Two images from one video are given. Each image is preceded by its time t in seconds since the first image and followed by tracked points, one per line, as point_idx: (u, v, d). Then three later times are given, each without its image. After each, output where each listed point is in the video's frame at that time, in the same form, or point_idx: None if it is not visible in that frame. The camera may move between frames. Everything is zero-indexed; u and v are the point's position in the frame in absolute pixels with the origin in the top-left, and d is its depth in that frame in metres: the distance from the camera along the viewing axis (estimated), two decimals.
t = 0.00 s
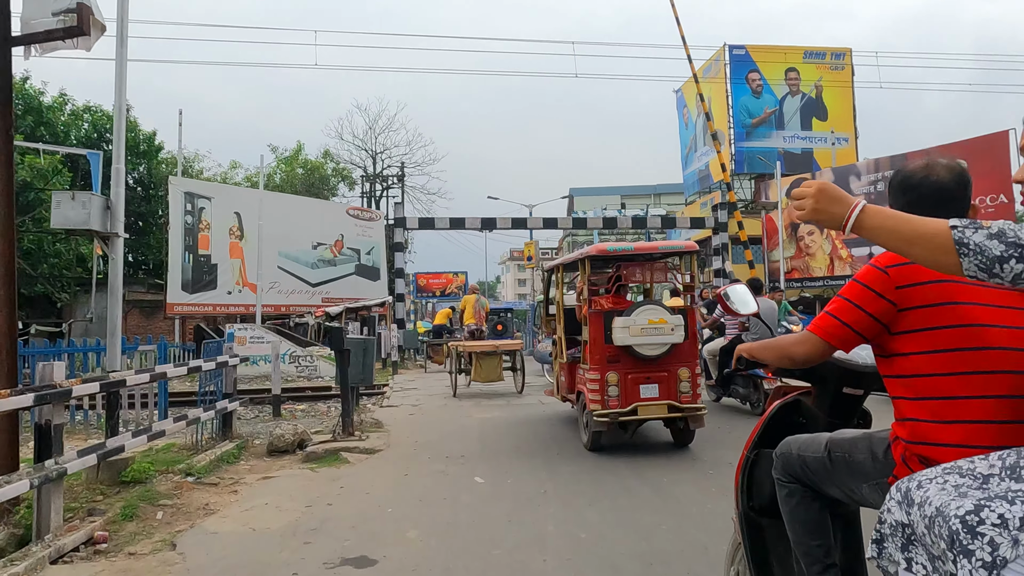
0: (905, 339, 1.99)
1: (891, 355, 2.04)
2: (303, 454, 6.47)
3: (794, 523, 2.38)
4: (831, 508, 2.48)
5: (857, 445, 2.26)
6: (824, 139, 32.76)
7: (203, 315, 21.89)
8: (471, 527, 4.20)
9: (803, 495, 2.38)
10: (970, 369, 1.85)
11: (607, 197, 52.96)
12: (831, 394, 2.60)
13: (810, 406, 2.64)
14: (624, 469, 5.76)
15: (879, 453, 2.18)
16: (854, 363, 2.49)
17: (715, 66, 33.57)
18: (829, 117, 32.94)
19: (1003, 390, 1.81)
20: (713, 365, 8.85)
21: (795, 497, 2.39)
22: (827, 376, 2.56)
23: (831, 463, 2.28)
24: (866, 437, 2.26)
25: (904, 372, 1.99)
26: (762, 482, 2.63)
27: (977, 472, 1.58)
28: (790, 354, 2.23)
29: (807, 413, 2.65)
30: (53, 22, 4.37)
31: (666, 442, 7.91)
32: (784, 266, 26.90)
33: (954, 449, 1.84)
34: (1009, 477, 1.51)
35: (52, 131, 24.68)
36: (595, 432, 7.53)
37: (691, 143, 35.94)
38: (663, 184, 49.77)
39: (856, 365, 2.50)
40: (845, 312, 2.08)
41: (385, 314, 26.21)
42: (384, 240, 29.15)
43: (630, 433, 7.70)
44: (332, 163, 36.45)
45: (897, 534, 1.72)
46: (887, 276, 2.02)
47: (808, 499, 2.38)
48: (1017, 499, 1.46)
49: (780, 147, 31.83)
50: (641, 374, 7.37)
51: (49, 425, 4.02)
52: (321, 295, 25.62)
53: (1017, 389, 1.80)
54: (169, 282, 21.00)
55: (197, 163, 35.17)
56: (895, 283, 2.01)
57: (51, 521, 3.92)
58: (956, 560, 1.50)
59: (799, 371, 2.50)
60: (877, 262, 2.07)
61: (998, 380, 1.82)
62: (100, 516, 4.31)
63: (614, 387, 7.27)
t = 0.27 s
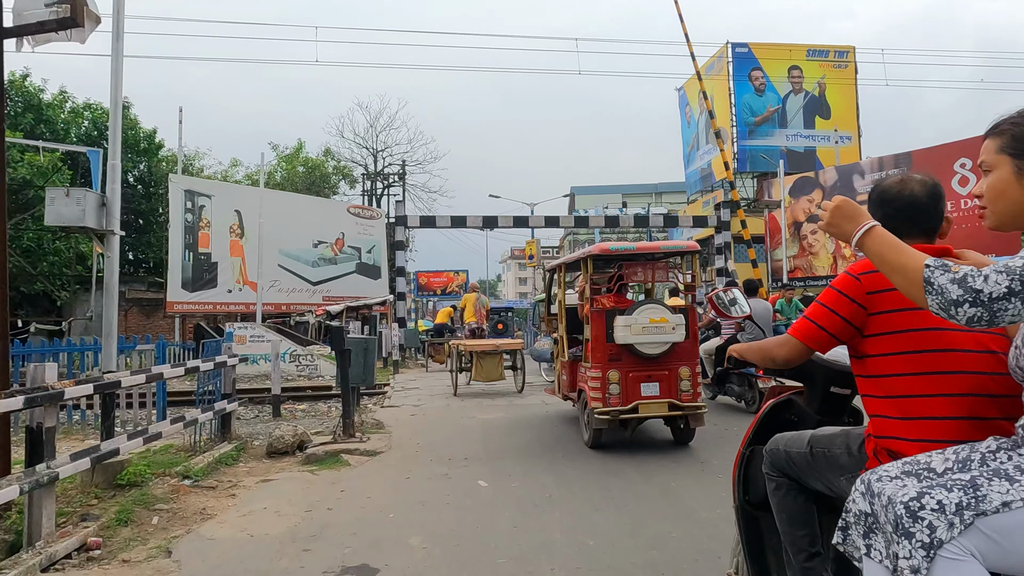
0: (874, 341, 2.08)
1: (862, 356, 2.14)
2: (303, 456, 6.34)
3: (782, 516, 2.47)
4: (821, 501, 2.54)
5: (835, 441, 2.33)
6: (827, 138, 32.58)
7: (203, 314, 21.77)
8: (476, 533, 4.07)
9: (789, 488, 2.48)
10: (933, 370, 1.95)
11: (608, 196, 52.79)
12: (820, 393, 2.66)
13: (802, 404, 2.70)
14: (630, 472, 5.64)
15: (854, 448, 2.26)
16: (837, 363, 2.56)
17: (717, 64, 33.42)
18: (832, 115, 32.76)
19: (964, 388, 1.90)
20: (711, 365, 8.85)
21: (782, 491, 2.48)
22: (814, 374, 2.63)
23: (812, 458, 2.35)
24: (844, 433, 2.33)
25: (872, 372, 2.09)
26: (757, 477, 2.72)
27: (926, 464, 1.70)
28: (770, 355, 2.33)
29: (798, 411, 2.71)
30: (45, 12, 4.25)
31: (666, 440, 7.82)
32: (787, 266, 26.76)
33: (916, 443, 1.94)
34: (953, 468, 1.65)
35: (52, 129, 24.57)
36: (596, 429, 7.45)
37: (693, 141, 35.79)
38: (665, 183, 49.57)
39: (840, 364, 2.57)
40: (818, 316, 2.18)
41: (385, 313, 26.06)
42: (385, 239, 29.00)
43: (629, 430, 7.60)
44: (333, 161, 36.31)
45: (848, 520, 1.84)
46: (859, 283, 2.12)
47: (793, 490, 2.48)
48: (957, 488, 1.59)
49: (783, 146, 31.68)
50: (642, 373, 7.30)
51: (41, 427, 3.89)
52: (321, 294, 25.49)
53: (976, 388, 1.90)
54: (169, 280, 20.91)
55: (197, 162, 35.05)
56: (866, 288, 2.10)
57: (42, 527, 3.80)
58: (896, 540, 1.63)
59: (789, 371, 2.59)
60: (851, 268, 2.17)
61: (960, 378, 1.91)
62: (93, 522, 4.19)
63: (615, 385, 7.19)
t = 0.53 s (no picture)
0: (845, 331, 2.20)
1: (838, 344, 2.24)
2: (302, 456, 6.25)
3: (771, 501, 2.61)
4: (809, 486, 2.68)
5: (815, 429, 2.48)
6: (830, 136, 32.42)
7: (203, 312, 21.68)
8: (478, 537, 3.96)
9: (777, 474, 2.61)
10: (899, 356, 2.04)
11: (610, 195, 52.65)
12: (808, 386, 2.82)
13: (792, 396, 2.88)
14: (634, 473, 5.53)
15: (830, 433, 2.41)
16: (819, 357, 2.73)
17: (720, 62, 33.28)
18: (835, 114, 32.60)
19: (926, 373, 1.98)
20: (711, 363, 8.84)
21: (772, 477, 2.62)
22: (801, 368, 2.80)
23: (795, 444, 2.50)
24: (823, 420, 2.49)
25: (844, 361, 2.20)
26: (751, 466, 2.90)
27: (878, 448, 1.81)
28: (755, 345, 2.45)
29: (788, 403, 2.89)
30: None
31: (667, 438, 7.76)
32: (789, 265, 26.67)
33: (879, 426, 2.04)
34: (899, 449, 1.76)
35: (53, 127, 24.49)
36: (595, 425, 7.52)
37: (695, 140, 35.65)
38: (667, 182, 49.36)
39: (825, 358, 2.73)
40: (794, 308, 2.29)
41: (386, 312, 25.94)
42: (387, 237, 28.89)
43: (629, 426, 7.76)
44: (335, 159, 36.19)
45: (815, 501, 1.93)
46: (833, 276, 2.23)
47: (780, 476, 2.62)
48: (900, 462, 1.70)
49: (786, 144, 31.50)
50: (642, 369, 7.32)
51: (32, 427, 3.79)
52: (322, 292, 25.39)
53: (939, 373, 1.97)
54: (169, 278, 20.83)
55: (198, 160, 34.97)
56: (839, 280, 2.22)
57: (33, 530, 3.69)
58: (844, 512, 1.73)
59: (774, 362, 2.77)
60: (827, 263, 2.28)
61: (925, 359, 2.00)
62: (86, 524, 4.10)
63: (615, 381, 7.22)
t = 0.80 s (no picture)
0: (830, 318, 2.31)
1: (821, 333, 2.38)
2: (301, 454, 6.15)
3: (762, 487, 2.72)
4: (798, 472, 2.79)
5: (802, 415, 2.58)
6: (834, 135, 32.26)
7: (204, 310, 21.61)
8: (479, 539, 3.85)
9: (768, 460, 2.71)
10: (875, 345, 2.19)
11: (613, 193, 52.50)
12: (799, 376, 2.91)
13: (783, 386, 2.98)
14: (638, 473, 5.42)
15: (813, 420, 2.51)
16: (807, 346, 2.82)
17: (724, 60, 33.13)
18: (839, 112, 32.42)
19: (899, 359, 2.14)
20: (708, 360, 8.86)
21: (762, 464, 2.73)
22: (791, 357, 2.90)
23: (783, 431, 2.60)
24: (807, 408, 2.59)
25: (825, 349, 2.34)
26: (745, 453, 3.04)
27: (849, 429, 1.94)
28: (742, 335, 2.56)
29: (780, 393, 2.99)
30: None
31: (666, 433, 7.83)
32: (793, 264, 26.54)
33: (857, 410, 2.18)
34: (868, 431, 1.88)
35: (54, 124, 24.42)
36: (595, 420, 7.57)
37: (698, 138, 35.52)
38: (670, 180, 49.19)
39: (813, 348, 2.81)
40: (782, 299, 2.42)
41: (387, 310, 25.82)
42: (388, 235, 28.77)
43: (629, 422, 7.74)
44: (336, 157, 36.08)
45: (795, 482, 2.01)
46: (815, 267, 2.36)
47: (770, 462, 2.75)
48: (861, 442, 1.84)
49: (789, 143, 31.35)
50: (642, 364, 7.42)
51: (21, 424, 3.68)
52: (323, 290, 25.29)
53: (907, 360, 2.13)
54: (169, 276, 20.76)
55: (199, 157, 34.89)
56: (822, 272, 2.35)
57: (22, 530, 3.58)
58: (810, 488, 1.88)
59: (765, 352, 2.89)
60: (810, 256, 2.40)
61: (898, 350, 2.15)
62: (78, 523, 4.00)
63: (615, 375, 7.32)
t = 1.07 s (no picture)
0: (818, 312, 2.32)
1: (807, 328, 2.39)
2: (298, 453, 6.03)
3: (753, 476, 2.71)
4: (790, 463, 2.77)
5: (791, 405, 2.61)
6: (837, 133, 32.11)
7: (205, 307, 21.52)
8: (479, 543, 3.70)
9: (759, 450, 2.71)
10: (863, 335, 2.20)
11: (614, 192, 52.34)
12: (790, 369, 2.93)
13: (776, 381, 2.99)
14: (642, 473, 5.30)
15: (802, 410, 2.55)
16: (797, 339, 2.84)
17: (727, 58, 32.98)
18: (843, 110, 32.24)
19: (883, 350, 2.16)
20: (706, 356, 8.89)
21: (753, 453, 2.72)
22: (784, 352, 2.93)
23: (772, 420, 2.62)
24: (796, 399, 2.62)
25: (811, 343, 2.36)
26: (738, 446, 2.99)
27: (825, 418, 2.03)
28: (734, 334, 2.52)
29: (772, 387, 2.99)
30: None
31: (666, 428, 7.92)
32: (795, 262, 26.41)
33: (839, 403, 2.22)
34: (842, 418, 1.96)
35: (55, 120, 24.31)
36: (594, 415, 7.74)
37: (701, 136, 35.36)
38: (672, 179, 49.08)
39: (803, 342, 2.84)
40: (772, 295, 2.42)
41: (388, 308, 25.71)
42: (390, 233, 28.65)
43: (629, 418, 7.74)
44: (338, 155, 35.96)
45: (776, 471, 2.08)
46: (804, 264, 2.37)
47: (761, 453, 2.72)
48: (831, 430, 1.92)
49: (793, 141, 31.16)
50: (640, 359, 7.53)
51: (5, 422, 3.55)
52: (325, 288, 25.18)
53: (889, 352, 2.15)
54: (170, 272, 20.65)
55: (200, 154, 34.80)
56: (809, 267, 2.37)
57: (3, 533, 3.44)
58: (785, 474, 1.98)
59: (757, 348, 2.92)
60: (798, 253, 2.42)
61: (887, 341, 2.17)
62: (65, 524, 3.87)
63: (614, 370, 7.43)
